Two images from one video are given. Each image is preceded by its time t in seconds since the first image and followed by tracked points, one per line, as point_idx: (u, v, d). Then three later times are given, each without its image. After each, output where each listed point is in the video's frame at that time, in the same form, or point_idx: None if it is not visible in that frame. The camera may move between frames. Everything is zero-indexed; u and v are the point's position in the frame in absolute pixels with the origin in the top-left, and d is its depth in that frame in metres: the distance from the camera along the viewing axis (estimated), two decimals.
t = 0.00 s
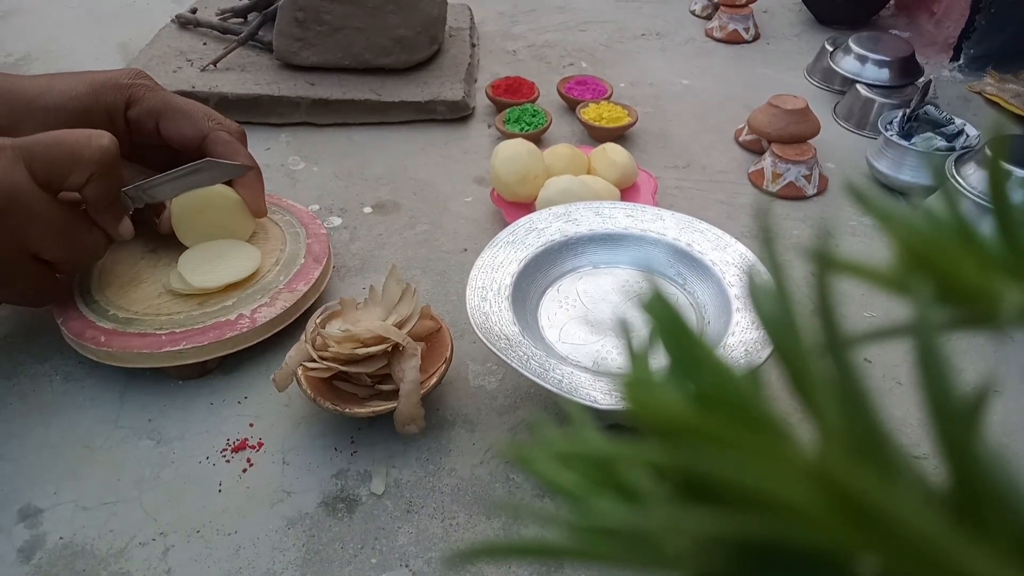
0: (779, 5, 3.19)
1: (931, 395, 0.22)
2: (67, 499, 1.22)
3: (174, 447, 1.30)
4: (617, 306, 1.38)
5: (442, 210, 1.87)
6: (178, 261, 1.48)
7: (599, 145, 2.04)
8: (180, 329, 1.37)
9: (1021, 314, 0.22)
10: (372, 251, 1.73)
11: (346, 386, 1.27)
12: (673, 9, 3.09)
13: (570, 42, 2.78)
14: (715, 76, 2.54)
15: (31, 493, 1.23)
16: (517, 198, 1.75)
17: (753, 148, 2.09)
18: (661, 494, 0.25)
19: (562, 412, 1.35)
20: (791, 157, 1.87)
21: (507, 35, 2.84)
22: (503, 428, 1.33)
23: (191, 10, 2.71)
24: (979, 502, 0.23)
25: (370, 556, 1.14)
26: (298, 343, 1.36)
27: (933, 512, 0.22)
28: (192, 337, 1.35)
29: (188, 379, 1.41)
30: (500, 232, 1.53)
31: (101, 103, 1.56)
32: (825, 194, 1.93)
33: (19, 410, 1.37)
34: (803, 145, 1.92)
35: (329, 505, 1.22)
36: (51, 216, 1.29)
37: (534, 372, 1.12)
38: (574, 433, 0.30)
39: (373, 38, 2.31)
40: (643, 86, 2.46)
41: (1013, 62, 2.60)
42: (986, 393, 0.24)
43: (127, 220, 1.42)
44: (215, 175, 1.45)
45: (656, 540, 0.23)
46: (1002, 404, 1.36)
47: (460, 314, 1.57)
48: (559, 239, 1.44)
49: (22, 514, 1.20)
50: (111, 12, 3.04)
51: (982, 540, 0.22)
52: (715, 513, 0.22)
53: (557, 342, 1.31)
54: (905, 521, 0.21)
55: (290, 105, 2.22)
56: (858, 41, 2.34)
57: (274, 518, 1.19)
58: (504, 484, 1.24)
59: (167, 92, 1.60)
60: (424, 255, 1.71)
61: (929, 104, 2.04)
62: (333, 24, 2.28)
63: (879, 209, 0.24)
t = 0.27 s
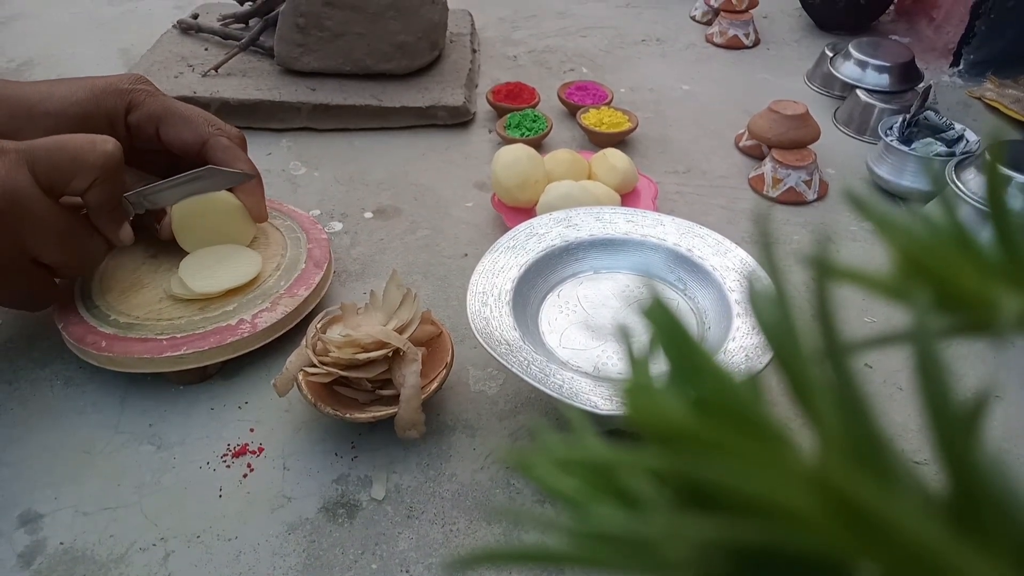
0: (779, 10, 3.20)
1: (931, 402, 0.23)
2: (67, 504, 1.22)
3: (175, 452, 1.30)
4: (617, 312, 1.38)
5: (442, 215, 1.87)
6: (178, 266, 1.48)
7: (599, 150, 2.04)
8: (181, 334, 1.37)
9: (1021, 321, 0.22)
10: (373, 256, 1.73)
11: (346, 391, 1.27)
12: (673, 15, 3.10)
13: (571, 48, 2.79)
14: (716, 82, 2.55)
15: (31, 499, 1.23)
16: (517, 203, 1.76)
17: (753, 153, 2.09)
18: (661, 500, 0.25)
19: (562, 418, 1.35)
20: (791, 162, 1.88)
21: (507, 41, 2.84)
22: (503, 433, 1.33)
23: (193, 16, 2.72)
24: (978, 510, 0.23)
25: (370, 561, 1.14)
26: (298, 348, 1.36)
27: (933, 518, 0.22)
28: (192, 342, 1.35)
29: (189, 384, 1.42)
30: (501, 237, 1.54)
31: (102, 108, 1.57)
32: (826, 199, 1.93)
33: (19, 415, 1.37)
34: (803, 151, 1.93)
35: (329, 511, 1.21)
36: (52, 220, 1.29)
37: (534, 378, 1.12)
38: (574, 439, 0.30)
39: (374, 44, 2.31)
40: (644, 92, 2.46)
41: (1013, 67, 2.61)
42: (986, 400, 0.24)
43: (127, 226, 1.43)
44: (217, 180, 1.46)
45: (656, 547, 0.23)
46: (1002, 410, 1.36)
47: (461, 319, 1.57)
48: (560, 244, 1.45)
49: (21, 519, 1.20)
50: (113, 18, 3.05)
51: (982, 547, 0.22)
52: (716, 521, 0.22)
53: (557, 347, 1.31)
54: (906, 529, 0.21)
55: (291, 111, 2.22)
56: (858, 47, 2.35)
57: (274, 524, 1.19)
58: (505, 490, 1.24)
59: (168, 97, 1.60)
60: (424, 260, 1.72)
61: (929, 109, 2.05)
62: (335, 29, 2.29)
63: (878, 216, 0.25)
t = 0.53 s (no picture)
0: (779, 14, 3.20)
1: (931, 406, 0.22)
2: (67, 508, 1.22)
3: (175, 456, 1.30)
4: (617, 315, 1.38)
5: (443, 218, 1.87)
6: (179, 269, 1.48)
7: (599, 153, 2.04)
8: (181, 337, 1.37)
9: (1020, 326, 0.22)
10: (373, 259, 1.73)
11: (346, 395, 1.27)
12: (673, 19, 3.10)
13: (571, 51, 2.79)
14: (716, 85, 2.55)
15: (31, 502, 1.23)
16: (517, 206, 1.76)
17: (753, 156, 2.09)
18: (661, 505, 0.24)
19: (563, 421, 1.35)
20: (792, 166, 1.88)
21: (508, 44, 2.85)
22: (503, 437, 1.33)
23: (194, 20, 2.73)
24: (977, 514, 0.22)
25: (370, 565, 1.14)
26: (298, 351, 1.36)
27: (931, 522, 0.22)
28: (193, 346, 1.35)
29: (189, 388, 1.41)
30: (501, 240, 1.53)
31: (101, 110, 1.58)
32: (826, 202, 1.93)
33: (20, 418, 1.37)
34: (803, 154, 1.93)
35: (329, 514, 1.21)
36: (60, 236, 1.30)
37: (534, 381, 1.12)
38: (573, 443, 0.30)
39: (374, 47, 2.32)
40: (644, 95, 2.46)
41: (1013, 71, 2.61)
42: (985, 404, 0.24)
43: (132, 239, 1.44)
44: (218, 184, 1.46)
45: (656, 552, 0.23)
46: (1003, 413, 1.36)
47: (461, 322, 1.56)
48: (560, 248, 1.45)
49: (21, 523, 1.20)
50: (113, 22, 3.05)
51: (979, 550, 0.22)
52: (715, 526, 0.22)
53: (558, 351, 1.31)
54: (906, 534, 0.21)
55: (291, 114, 2.23)
56: (858, 50, 2.35)
57: (274, 528, 1.19)
58: (505, 493, 1.24)
59: (167, 100, 1.61)
60: (424, 263, 1.71)
61: (929, 112, 2.05)
62: (335, 33, 2.29)
63: (878, 220, 0.24)
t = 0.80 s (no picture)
0: (779, 26, 3.22)
1: (926, 420, 0.23)
2: (69, 519, 1.22)
3: (177, 467, 1.30)
4: (618, 326, 1.38)
5: (444, 230, 1.88)
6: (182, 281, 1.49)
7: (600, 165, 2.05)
8: (184, 349, 1.37)
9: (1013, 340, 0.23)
10: (375, 271, 1.73)
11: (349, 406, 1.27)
12: (674, 31, 3.12)
13: (572, 63, 2.81)
14: (716, 96, 2.56)
15: (33, 514, 1.23)
16: (519, 217, 1.76)
17: (754, 167, 2.10)
18: (661, 517, 0.25)
19: (564, 433, 1.35)
20: (792, 177, 1.88)
21: (509, 56, 2.87)
22: (505, 448, 1.33)
23: (197, 33, 2.75)
24: (972, 527, 0.23)
25: None
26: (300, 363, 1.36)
27: (927, 534, 0.23)
28: (196, 357, 1.35)
29: (191, 399, 1.42)
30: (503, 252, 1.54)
31: (105, 119, 1.59)
32: (827, 213, 1.93)
33: (22, 430, 1.37)
34: (803, 165, 1.93)
35: (330, 526, 1.21)
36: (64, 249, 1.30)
37: (536, 392, 1.12)
38: (575, 455, 0.30)
39: (377, 60, 2.33)
40: (644, 107, 2.48)
41: (1012, 82, 2.62)
42: (978, 417, 0.24)
43: (136, 251, 1.45)
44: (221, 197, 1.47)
45: (656, 564, 0.23)
46: (1004, 423, 1.37)
47: (463, 333, 1.57)
48: (561, 259, 1.45)
49: (23, 535, 1.20)
50: (117, 35, 3.08)
51: (973, 562, 0.22)
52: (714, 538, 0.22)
53: (559, 361, 1.31)
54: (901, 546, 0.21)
55: (294, 126, 2.24)
56: (858, 62, 2.35)
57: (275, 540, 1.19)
58: (507, 505, 1.24)
59: (171, 111, 1.63)
60: (426, 274, 1.72)
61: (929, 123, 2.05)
62: (338, 46, 2.31)
63: (871, 234, 0.25)
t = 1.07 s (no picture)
0: (778, 29, 3.23)
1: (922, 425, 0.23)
2: (69, 523, 1.22)
3: (177, 471, 1.30)
4: (618, 329, 1.38)
5: (444, 233, 1.88)
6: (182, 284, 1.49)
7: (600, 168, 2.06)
8: (184, 353, 1.37)
9: (1008, 344, 0.23)
10: (375, 274, 1.74)
11: (348, 410, 1.27)
12: (673, 35, 3.13)
13: (572, 67, 2.81)
14: (715, 100, 2.57)
15: (33, 518, 1.23)
16: (518, 221, 1.77)
17: (753, 170, 2.10)
18: (660, 522, 0.25)
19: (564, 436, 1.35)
20: (792, 179, 1.88)
21: (509, 60, 2.87)
22: (505, 451, 1.33)
23: (198, 37, 2.76)
24: (967, 531, 0.23)
25: None
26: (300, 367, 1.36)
27: (924, 540, 0.23)
28: (196, 361, 1.35)
29: (191, 403, 1.42)
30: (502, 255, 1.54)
31: (105, 123, 1.59)
32: (826, 216, 1.94)
33: (23, 434, 1.37)
34: (803, 168, 1.94)
35: (330, 530, 1.21)
36: (68, 253, 1.31)
37: (536, 396, 1.12)
38: (574, 460, 0.30)
39: (376, 64, 2.34)
40: (644, 110, 2.48)
41: (1011, 84, 2.63)
42: (976, 422, 0.24)
43: (138, 257, 1.45)
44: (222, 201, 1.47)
45: (654, 568, 0.23)
46: (1004, 426, 1.37)
47: (463, 337, 1.57)
48: (561, 262, 1.45)
49: (23, 539, 1.20)
50: (118, 40, 3.09)
51: (970, 567, 0.22)
52: (711, 543, 0.22)
53: (559, 365, 1.31)
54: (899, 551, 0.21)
55: (294, 130, 2.24)
56: (857, 65, 2.35)
57: (275, 543, 1.19)
58: (507, 509, 1.24)
59: (171, 116, 1.64)
60: (426, 278, 1.72)
61: (928, 126, 2.06)
62: (337, 50, 2.32)
63: (869, 238, 0.25)
